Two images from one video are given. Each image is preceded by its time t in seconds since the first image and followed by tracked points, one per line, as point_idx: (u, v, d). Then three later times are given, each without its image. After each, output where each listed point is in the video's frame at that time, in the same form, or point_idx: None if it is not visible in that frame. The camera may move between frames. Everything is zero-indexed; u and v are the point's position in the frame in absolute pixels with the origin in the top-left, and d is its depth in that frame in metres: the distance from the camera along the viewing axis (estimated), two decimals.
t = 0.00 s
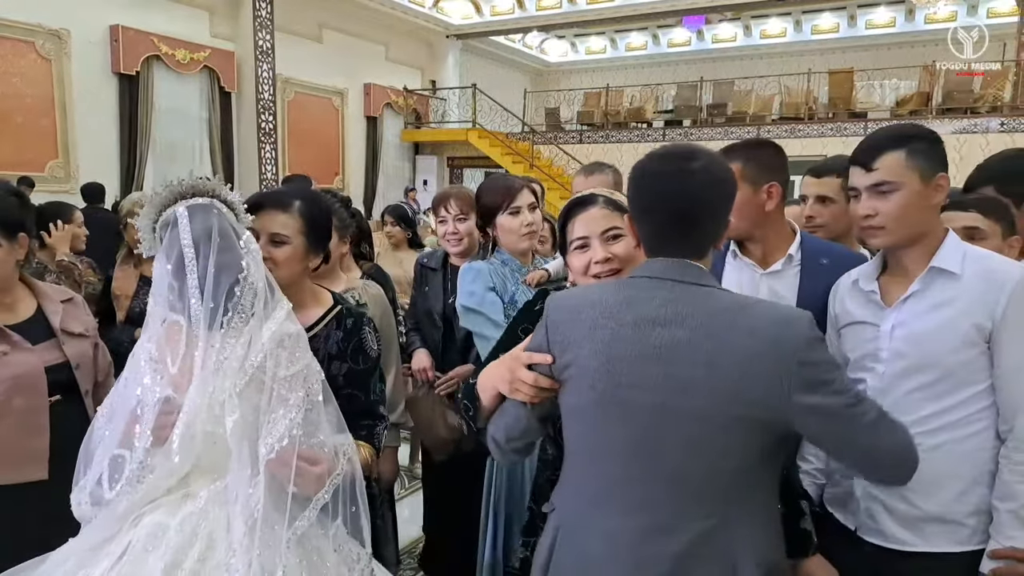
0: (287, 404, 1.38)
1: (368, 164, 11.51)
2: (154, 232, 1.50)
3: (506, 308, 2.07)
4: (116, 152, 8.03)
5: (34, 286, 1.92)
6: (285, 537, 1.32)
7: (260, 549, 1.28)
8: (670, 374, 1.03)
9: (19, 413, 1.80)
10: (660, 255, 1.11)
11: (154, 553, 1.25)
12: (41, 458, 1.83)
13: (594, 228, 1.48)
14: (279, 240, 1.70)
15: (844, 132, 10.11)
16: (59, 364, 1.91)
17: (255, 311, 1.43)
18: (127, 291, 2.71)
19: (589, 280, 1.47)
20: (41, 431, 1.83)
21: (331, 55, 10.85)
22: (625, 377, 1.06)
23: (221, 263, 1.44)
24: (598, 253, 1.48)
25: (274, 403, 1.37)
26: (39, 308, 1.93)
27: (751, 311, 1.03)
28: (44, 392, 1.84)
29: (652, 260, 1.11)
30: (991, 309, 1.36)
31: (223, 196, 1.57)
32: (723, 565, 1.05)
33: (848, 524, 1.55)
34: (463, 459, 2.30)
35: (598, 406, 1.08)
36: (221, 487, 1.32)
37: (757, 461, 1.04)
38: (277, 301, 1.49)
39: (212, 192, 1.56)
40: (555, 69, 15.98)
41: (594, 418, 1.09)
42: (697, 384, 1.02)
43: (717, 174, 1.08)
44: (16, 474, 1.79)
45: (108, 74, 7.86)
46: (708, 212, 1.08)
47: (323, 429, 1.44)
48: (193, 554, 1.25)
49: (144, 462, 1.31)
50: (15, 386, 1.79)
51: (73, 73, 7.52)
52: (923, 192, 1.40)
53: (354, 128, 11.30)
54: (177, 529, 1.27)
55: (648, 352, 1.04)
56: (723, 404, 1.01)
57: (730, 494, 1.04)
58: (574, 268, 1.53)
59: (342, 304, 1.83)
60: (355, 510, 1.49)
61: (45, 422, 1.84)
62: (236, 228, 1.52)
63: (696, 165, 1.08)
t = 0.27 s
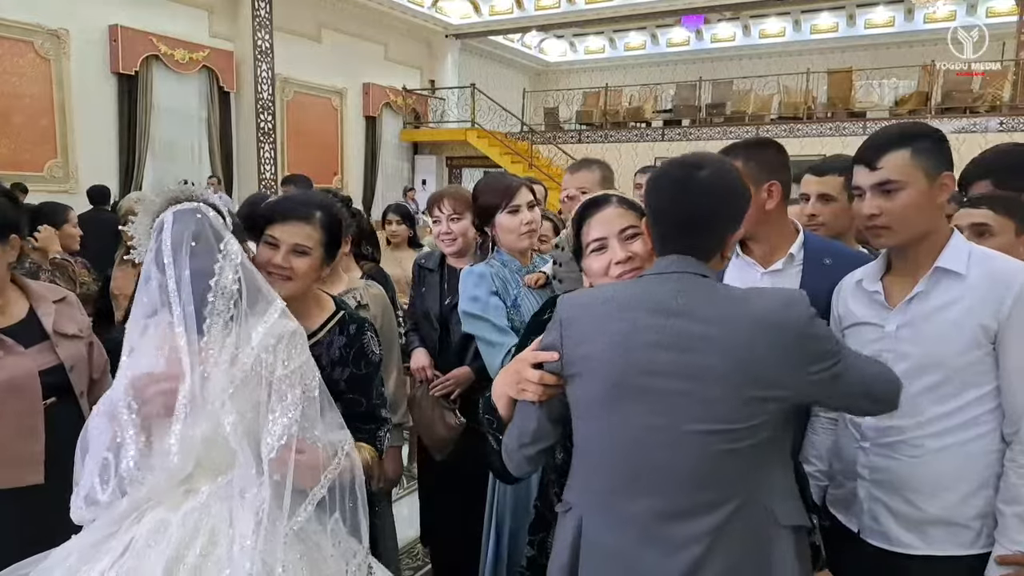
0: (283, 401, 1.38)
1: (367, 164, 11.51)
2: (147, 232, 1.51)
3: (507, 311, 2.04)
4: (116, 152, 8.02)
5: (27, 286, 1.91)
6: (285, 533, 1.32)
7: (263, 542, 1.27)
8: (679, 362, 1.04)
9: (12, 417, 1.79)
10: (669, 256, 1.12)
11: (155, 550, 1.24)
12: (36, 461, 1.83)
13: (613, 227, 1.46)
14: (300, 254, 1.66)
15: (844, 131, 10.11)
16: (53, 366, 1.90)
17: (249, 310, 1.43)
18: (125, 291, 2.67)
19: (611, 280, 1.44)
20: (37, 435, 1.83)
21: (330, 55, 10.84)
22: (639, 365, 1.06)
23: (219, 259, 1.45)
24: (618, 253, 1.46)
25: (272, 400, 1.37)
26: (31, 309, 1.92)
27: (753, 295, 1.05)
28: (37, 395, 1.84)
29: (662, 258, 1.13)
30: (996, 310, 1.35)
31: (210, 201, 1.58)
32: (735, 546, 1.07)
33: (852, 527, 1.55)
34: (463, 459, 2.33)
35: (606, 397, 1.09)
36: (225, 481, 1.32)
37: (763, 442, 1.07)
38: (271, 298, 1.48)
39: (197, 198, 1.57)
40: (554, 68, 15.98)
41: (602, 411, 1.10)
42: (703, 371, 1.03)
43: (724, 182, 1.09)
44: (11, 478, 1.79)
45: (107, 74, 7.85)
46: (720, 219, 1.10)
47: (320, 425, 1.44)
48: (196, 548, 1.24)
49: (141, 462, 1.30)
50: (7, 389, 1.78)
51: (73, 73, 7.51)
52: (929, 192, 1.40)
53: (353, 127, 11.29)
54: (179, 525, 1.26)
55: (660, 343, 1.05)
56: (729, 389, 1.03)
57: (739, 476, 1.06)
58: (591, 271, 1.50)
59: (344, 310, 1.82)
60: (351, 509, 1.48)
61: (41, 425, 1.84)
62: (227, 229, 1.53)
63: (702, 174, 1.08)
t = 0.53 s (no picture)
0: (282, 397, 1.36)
1: (367, 164, 11.52)
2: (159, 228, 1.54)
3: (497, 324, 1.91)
4: (116, 152, 8.03)
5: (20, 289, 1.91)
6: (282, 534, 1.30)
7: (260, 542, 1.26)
8: (709, 351, 1.08)
9: (11, 420, 1.81)
10: (681, 257, 1.16)
11: (151, 550, 1.23)
12: (34, 464, 1.84)
13: (622, 229, 1.47)
14: (324, 279, 1.67)
15: (843, 132, 10.12)
16: (49, 368, 1.91)
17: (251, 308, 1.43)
18: (124, 291, 2.66)
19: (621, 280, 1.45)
20: (34, 438, 1.84)
21: (330, 55, 10.85)
22: (668, 349, 1.08)
23: (223, 261, 1.46)
24: (629, 253, 1.46)
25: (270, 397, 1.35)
26: (23, 311, 1.93)
27: (768, 300, 1.13)
28: (35, 397, 1.85)
29: (675, 260, 1.16)
30: (997, 311, 1.36)
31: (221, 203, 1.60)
32: (747, 541, 1.12)
33: (851, 528, 1.57)
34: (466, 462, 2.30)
35: (634, 385, 1.10)
36: (223, 482, 1.31)
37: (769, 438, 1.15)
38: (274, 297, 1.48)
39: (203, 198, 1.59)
40: (553, 68, 16.00)
41: (619, 401, 1.11)
42: (725, 362, 1.08)
43: (740, 193, 1.14)
44: (9, 481, 1.80)
45: (108, 74, 7.86)
46: (727, 231, 1.14)
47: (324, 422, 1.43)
48: (192, 547, 1.24)
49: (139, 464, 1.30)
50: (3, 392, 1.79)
51: (73, 73, 7.52)
52: (932, 192, 1.41)
53: (353, 128, 11.30)
54: (175, 525, 1.26)
55: (695, 324, 1.08)
56: (758, 374, 1.09)
57: (741, 473, 1.11)
58: (602, 271, 1.51)
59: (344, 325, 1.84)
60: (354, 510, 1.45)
61: (38, 427, 1.85)
62: (234, 231, 1.54)
63: (720, 182, 1.14)
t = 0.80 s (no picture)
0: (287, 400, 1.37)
1: (367, 164, 11.53)
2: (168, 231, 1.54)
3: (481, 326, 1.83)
4: (117, 153, 8.04)
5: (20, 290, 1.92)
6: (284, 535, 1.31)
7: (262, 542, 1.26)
8: (717, 349, 1.10)
9: (14, 420, 1.81)
10: (680, 254, 1.16)
11: (153, 548, 1.24)
12: (37, 464, 1.85)
13: (632, 223, 1.49)
14: (326, 286, 1.68)
15: (843, 132, 10.13)
16: (50, 368, 1.92)
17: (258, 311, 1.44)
18: (126, 292, 2.69)
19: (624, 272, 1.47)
20: (37, 438, 1.85)
21: (330, 55, 10.86)
22: (678, 344, 1.09)
23: (231, 265, 1.46)
24: (637, 247, 1.48)
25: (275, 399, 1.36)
26: (24, 312, 1.93)
27: (765, 301, 1.16)
28: (37, 398, 1.86)
29: (675, 257, 1.15)
30: (995, 310, 1.37)
31: (230, 206, 1.61)
32: (754, 535, 1.15)
33: (851, 527, 1.58)
34: (472, 464, 2.23)
35: (642, 380, 1.10)
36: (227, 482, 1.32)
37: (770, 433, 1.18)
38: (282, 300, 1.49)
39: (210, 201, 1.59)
40: (553, 69, 16.01)
41: (625, 400, 1.12)
42: (732, 359, 1.10)
43: (737, 190, 1.14)
44: (11, 482, 1.81)
45: (109, 75, 7.87)
46: (725, 227, 1.14)
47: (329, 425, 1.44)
48: (196, 545, 1.25)
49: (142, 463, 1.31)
50: (5, 393, 1.80)
51: (75, 74, 7.54)
52: (933, 192, 1.42)
53: (353, 128, 11.31)
54: (178, 523, 1.27)
55: (700, 321, 1.10)
56: (759, 369, 1.12)
57: (741, 469, 1.13)
58: (602, 257, 1.51)
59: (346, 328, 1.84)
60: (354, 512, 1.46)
61: (40, 428, 1.86)
62: (241, 234, 1.55)
63: (720, 179, 1.13)
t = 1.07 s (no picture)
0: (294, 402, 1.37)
1: (368, 165, 11.54)
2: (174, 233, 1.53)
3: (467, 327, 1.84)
4: (118, 153, 8.05)
5: (26, 289, 1.92)
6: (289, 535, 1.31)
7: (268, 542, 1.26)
8: (714, 349, 1.10)
9: (21, 418, 1.81)
10: (669, 256, 1.15)
11: (157, 546, 1.24)
12: (45, 462, 1.85)
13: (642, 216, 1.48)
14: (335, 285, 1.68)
15: (844, 132, 10.13)
16: (57, 366, 1.93)
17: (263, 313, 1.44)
18: (127, 292, 2.69)
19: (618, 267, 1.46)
20: (46, 436, 1.85)
21: (330, 56, 10.87)
22: (676, 346, 1.09)
23: (237, 267, 1.46)
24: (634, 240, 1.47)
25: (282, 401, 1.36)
26: (29, 310, 1.93)
27: (760, 303, 1.15)
28: (43, 396, 1.86)
29: (664, 261, 1.15)
30: (992, 310, 1.36)
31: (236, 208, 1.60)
32: (759, 532, 1.15)
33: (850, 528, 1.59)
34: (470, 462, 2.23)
35: (645, 382, 1.10)
36: (230, 482, 1.32)
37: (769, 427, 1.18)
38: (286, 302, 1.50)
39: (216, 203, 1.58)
40: (554, 69, 16.01)
41: (621, 402, 1.12)
42: (729, 358, 1.10)
43: (705, 183, 1.16)
44: (19, 479, 1.80)
45: (110, 76, 7.87)
46: (698, 222, 1.16)
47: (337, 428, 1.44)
48: (200, 543, 1.25)
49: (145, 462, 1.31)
50: (11, 391, 1.80)
51: (76, 74, 7.54)
52: (932, 194, 1.42)
53: (353, 129, 11.31)
54: (183, 522, 1.26)
55: (696, 322, 1.10)
56: (755, 369, 1.13)
57: (742, 468, 1.13)
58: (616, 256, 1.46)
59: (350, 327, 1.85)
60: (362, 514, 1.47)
61: (48, 427, 1.86)
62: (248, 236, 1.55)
63: (687, 174, 1.15)
